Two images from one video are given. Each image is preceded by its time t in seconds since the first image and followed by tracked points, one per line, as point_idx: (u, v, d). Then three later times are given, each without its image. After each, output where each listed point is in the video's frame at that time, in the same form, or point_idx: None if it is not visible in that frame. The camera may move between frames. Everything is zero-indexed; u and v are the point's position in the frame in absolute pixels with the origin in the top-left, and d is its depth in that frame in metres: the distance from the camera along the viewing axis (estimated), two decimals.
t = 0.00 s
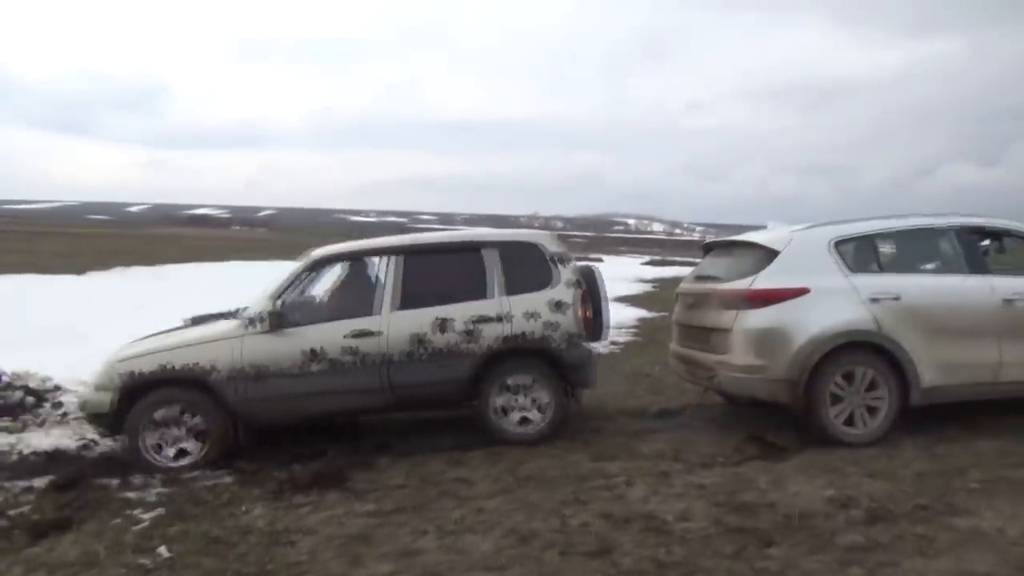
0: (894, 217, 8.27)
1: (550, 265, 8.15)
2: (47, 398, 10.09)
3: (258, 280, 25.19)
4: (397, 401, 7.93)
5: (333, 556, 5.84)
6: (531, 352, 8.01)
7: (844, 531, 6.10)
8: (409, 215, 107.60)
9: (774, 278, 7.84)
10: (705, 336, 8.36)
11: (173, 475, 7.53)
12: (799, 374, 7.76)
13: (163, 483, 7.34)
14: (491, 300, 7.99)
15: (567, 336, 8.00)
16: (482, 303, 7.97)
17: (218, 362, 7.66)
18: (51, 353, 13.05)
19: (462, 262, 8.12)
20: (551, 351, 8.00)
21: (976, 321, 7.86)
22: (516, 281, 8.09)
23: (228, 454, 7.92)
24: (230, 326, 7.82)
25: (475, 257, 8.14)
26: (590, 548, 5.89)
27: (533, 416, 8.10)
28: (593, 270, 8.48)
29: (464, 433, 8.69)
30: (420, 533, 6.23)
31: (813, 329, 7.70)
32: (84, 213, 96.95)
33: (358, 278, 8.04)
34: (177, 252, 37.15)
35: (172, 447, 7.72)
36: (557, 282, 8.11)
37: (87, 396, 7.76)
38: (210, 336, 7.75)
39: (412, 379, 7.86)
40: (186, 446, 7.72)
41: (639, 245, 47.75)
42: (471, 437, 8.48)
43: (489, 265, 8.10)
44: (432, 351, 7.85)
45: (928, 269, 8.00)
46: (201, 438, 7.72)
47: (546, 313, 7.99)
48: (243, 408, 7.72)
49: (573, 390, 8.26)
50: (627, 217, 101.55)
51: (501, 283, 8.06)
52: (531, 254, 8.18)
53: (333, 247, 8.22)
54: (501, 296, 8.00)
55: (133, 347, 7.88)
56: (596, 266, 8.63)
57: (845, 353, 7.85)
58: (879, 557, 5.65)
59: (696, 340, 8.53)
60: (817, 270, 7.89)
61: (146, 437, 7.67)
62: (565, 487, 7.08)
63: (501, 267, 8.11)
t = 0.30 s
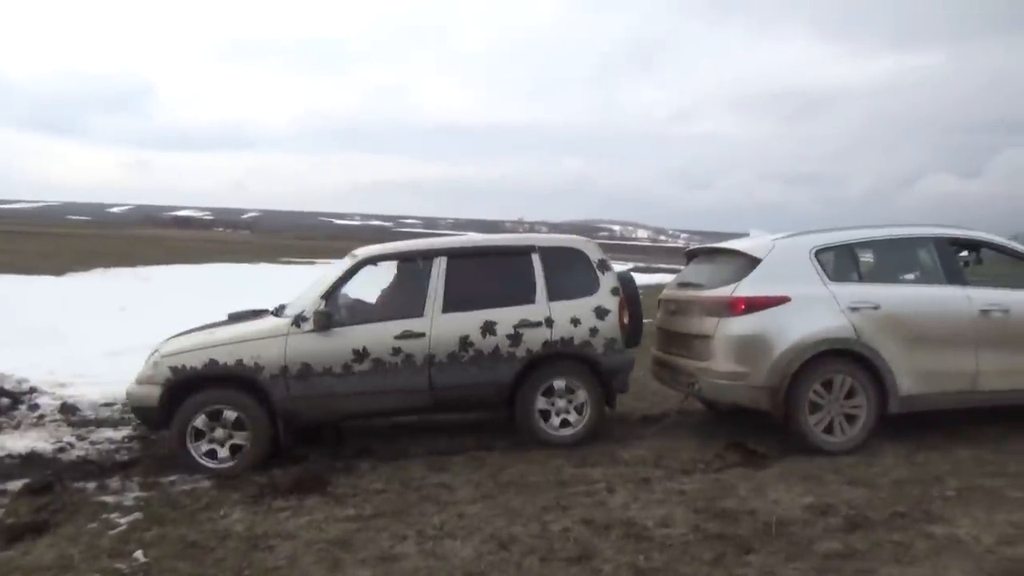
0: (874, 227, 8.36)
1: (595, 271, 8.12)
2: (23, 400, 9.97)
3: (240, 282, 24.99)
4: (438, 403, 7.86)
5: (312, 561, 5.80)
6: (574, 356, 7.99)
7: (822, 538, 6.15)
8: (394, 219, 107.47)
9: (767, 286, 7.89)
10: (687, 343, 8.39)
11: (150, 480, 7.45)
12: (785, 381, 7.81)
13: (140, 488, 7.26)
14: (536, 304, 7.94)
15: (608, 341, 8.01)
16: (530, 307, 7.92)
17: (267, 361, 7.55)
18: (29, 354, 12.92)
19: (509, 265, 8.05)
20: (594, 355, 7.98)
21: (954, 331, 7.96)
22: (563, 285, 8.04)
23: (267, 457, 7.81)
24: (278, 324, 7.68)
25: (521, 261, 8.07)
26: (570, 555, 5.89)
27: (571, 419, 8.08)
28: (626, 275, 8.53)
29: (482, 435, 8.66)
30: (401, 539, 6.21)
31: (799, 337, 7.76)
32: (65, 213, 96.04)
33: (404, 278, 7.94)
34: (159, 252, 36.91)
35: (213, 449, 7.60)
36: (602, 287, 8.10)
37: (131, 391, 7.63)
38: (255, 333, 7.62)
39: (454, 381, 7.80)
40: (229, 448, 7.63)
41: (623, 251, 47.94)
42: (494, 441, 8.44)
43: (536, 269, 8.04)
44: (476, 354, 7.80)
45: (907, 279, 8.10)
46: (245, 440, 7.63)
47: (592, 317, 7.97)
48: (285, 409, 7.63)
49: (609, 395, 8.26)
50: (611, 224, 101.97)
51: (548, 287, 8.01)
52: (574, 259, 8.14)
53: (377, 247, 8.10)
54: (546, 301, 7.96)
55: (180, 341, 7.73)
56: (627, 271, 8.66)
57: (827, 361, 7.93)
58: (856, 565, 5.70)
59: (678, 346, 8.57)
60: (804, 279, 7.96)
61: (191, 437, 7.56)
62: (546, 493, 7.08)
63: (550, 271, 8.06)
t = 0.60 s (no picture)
0: (863, 235, 8.42)
1: (597, 277, 8.14)
2: (9, 400, 9.89)
3: (230, 283, 24.87)
4: (440, 408, 7.85)
5: (299, 563, 5.78)
6: (578, 361, 7.99)
7: (809, 543, 6.18)
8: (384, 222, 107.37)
9: (763, 293, 7.93)
10: (676, 348, 8.42)
11: (136, 481, 7.39)
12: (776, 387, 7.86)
13: (126, 489, 7.20)
14: (538, 310, 7.93)
15: (609, 347, 8.02)
16: (533, 313, 7.91)
17: (271, 364, 7.53)
18: (14, 353, 12.83)
19: (511, 271, 8.05)
20: (596, 361, 7.99)
21: (941, 339, 8.03)
22: (565, 291, 8.05)
23: (268, 460, 7.79)
24: (281, 328, 7.65)
25: (523, 266, 8.07)
26: (558, 558, 5.90)
27: (572, 424, 8.09)
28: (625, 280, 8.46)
29: (475, 438, 8.66)
30: (389, 541, 6.19)
31: (790, 343, 7.80)
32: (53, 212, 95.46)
33: (408, 284, 7.93)
34: (147, 252, 36.77)
35: (214, 452, 7.56)
36: (604, 294, 8.11)
37: (132, 395, 7.58)
38: (257, 337, 7.59)
39: (457, 386, 7.78)
40: (230, 451, 7.60)
41: (612, 256, 48.04)
42: (492, 443, 8.44)
43: (538, 276, 8.04)
44: (477, 359, 7.78)
45: (894, 287, 8.16)
46: (246, 443, 7.60)
47: (594, 323, 7.98)
48: (288, 412, 7.61)
49: (610, 400, 8.28)
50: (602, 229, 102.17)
51: (551, 293, 8.01)
52: (576, 265, 8.15)
53: (378, 253, 8.11)
54: (549, 307, 7.95)
55: (181, 344, 7.68)
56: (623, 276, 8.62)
57: (815, 367, 7.98)
58: (842, 570, 5.73)
59: (667, 351, 8.60)
60: (795, 286, 8.01)
61: (192, 440, 7.52)
62: (535, 497, 7.09)
63: (552, 277, 8.06)
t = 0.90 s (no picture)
0: (855, 239, 8.45)
1: (585, 278, 8.14)
2: None
3: (223, 284, 24.80)
4: (430, 409, 7.83)
5: (289, 565, 5.76)
6: (565, 362, 7.99)
7: (799, 546, 6.20)
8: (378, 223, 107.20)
9: (753, 295, 7.95)
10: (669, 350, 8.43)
11: (126, 482, 7.36)
12: (764, 389, 7.88)
13: (116, 490, 7.17)
14: (526, 310, 7.93)
15: (598, 347, 8.02)
16: (521, 313, 7.91)
17: (258, 366, 7.51)
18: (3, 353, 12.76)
19: (499, 272, 8.04)
20: (584, 361, 7.99)
21: (932, 342, 8.06)
22: (554, 291, 8.05)
23: (257, 461, 7.76)
24: (268, 331, 7.65)
25: (511, 267, 8.07)
26: (549, 560, 5.90)
27: (563, 426, 8.09)
28: (615, 280, 8.45)
29: (467, 439, 8.64)
30: (380, 543, 6.18)
31: (780, 345, 7.83)
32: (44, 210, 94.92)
33: (396, 284, 7.92)
34: (139, 252, 36.64)
35: (202, 453, 7.54)
36: (591, 294, 8.11)
37: (118, 399, 7.56)
38: (244, 339, 7.58)
39: (445, 386, 7.77)
40: (219, 452, 7.58)
41: (606, 259, 48.15)
42: (483, 445, 8.43)
43: (526, 276, 8.04)
44: (466, 360, 7.77)
45: (886, 290, 8.19)
46: (235, 444, 7.58)
47: (582, 323, 7.98)
48: (276, 413, 7.59)
49: (600, 401, 8.28)
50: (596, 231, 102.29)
51: (539, 293, 8.01)
52: (563, 265, 8.14)
53: (367, 254, 8.10)
54: (537, 307, 7.95)
55: (168, 348, 7.68)
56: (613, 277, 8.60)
57: (807, 370, 8.00)
58: (832, 573, 5.74)
59: (659, 354, 8.61)
60: (783, 289, 8.03)
61: (180, 442, 7.49)
62: (527, 499, 7.08)
63: (540, 277, 8.06)
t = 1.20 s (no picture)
0: (851, 241, 8.46)
1: (582, 279, 8.15)
2: None
3: (222, 285, 24.81)
4: (427, 410, 7.83)
5: (284, 566, 5.77)
6: (562, 363, 7.99)
7: (794, 548, 6.20)
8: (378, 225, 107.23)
9: (749, 297, 7.97)
10: (665, 352, 8.44)
11: (122, 483, 7.37)
12: (760, 391, 7.88)
13: (111, 490, 7.18)
14: (523, 312, 7.94)
15: (595, 348, 8.03)
16: (518, 315, 7.92)
17: (254, 367, 7.52)
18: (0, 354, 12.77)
19: (496, 273, 8.05)
20: (581, 362, 8.00)
21: (928, 345, 8.07)
22: (551, 293, 8.05)
23: (254, 462, 7.77)
24: (265, 332, 7.66)
25: (508, 269, 8.07)
26: (544, 562, 5.90)
27: (559, 427, 8.09)
28: (611, 284, 8.48)
29: (464, 440, 8.65)
30: (375, 544, 6.18)
31: (777, 347, 7.83)
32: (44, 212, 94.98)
33: (392, 285, 7.92)
34: (138, 254, 36.67)
35: (199, 454, 7.54)
36: (588, 295, 8.12)
37: (114, 399, 7.56)
38: (241, 340, 7.59)
39: (442, 387, 7.78)
40: (215, 453, 7.58)
41: (606, 261, 48.20)
42: (481, 446, 8.42)
43: (523, 278, 8.04)
44: (463, 361, 7.78)
45: (883, 292, 8.20)
46: (231, 445, 7.58)
47: (579, 324, 7.99)
48: (273, 415, 7.59)
49: (597, 402, 8.27)
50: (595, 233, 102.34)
51: (536, 294, 8.02)
52: (560, 267, 8.15)
53: (364, 255, 8.10)
54: (533, 308, 7.95)
55: (165, 348, 7.68)
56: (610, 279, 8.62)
57: (803, 372, 8.01)
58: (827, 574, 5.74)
59: (655, 356, 8.62)
60: (779, 291, 8.04)
61: (177, 443, 7.50)
62: (523, 500, 7.09)
63: (537, 278, 8.07)
